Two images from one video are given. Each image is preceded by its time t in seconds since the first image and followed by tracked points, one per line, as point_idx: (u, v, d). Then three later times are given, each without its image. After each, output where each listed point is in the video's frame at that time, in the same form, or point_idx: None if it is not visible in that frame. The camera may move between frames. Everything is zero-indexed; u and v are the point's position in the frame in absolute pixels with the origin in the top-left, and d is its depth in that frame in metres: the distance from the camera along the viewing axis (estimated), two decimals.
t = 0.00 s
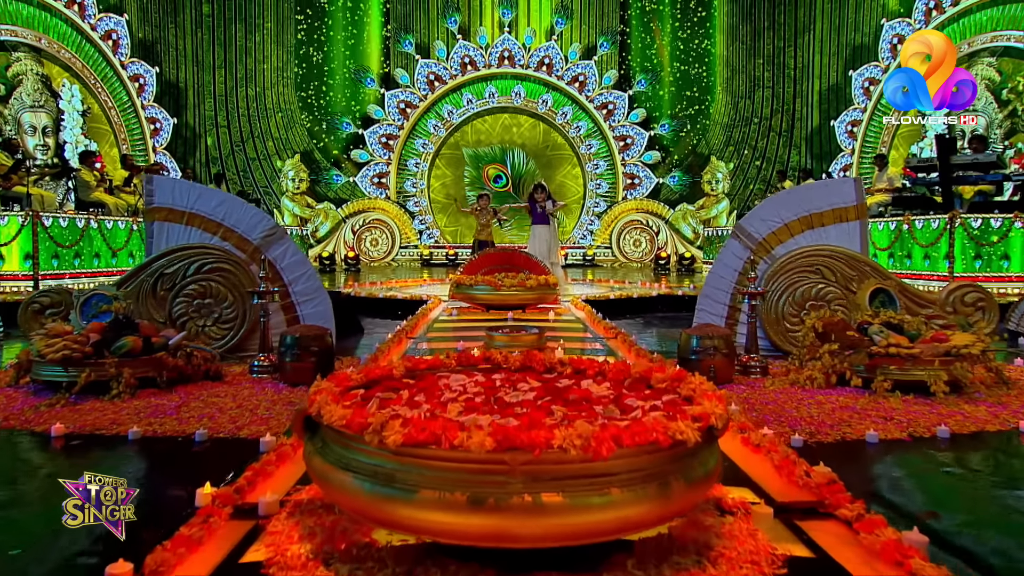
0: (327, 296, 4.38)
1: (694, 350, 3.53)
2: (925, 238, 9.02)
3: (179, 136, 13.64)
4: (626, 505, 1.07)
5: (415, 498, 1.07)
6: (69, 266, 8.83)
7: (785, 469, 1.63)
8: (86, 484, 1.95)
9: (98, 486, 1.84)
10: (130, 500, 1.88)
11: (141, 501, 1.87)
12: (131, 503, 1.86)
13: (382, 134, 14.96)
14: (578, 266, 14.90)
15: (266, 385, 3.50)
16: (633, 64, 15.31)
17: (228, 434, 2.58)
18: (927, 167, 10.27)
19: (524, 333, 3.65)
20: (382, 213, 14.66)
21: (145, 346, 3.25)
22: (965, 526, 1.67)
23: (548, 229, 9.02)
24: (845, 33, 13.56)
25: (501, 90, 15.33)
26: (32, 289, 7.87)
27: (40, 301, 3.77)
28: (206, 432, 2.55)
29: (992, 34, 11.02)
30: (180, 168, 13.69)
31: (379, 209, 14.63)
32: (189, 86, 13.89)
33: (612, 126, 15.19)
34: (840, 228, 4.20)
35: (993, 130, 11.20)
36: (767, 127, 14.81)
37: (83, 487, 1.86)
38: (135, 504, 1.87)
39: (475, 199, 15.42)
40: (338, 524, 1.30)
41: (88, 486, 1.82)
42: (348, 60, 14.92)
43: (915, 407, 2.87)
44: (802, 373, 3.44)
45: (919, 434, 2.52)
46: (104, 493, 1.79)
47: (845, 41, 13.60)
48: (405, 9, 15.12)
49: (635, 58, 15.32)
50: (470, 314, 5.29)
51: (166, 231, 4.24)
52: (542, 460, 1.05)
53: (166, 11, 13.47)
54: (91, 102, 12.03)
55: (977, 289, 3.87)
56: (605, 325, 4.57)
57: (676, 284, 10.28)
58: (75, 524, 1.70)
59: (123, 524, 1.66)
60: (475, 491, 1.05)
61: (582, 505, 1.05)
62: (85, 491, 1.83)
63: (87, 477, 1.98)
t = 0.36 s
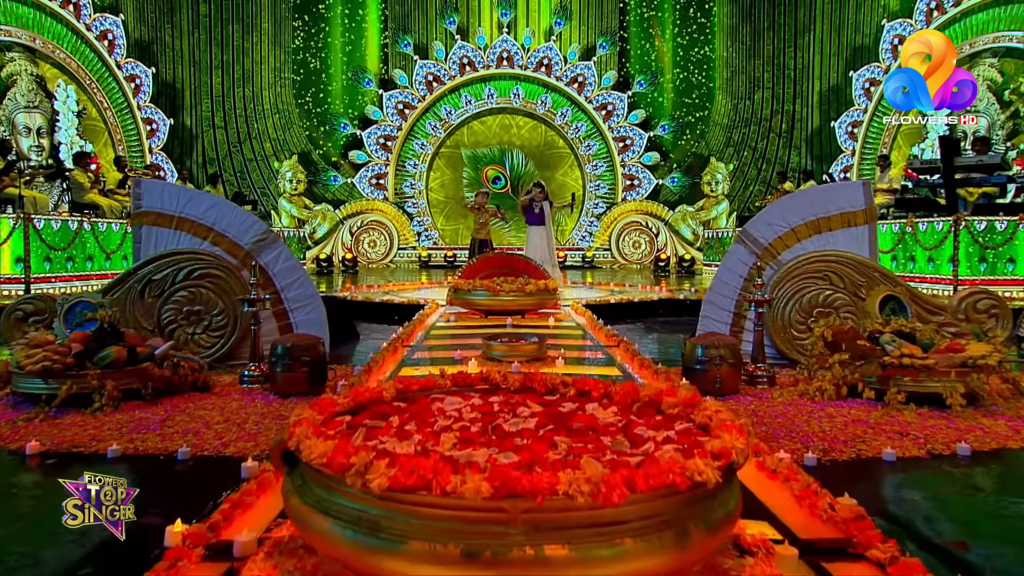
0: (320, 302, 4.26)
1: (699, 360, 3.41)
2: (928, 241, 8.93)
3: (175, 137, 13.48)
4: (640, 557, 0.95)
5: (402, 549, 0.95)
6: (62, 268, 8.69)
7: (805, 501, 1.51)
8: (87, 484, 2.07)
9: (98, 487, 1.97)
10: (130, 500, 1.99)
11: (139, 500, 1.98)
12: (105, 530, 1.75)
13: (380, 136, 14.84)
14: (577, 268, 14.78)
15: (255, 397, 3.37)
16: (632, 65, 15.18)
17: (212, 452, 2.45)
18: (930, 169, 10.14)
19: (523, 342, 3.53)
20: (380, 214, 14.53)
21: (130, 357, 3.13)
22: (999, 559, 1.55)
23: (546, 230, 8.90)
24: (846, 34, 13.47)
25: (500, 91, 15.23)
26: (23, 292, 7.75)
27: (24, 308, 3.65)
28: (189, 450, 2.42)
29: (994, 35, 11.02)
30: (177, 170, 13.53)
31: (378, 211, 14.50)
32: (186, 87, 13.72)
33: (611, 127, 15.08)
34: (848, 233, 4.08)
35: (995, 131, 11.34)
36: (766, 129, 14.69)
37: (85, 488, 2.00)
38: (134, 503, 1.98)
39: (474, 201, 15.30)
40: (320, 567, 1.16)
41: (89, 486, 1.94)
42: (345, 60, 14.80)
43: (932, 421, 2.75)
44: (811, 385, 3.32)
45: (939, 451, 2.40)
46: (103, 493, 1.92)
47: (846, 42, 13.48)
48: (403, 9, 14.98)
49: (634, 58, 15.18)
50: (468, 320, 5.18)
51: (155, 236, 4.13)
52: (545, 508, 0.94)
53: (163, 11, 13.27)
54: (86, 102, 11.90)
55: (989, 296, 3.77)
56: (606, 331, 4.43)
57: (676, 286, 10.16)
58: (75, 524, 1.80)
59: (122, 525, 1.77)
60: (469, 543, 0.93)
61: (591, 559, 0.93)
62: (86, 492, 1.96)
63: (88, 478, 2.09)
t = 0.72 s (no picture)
0: (313, 308, 4.14)
1: (705, 370, 3.29)
2: (931, 243, 8.82)
3: (171, 137, 13.31)
4: None
5: None
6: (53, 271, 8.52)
7: (829, 538, 1.38)
8: (87, 484, 2.05)
9: (99, 488, 1.95)
10: (129, 500, 2.01)
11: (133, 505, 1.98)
12: (76, 559, 1.63)
13: (378, 136, 14.72)
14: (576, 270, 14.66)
15: (245, 408, 3.24)
16: (631, 66, 15.07)
17: (195, 470, 2.32)
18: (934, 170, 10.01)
19: (522, 351, 3.41)
20: (378, 215, 14.40)
21: (113, 367, 3.01)
22: None
23: (545, 233, 8.78)
24: (846, 35, 13.33)
25: (499, 92, 15.11)
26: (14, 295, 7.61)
27: (6, 315, 3.53)
28: (171, 469, 2.30)
29: (997, 35, 10.86)
30: (174, 171, 13.36)
31: (375, 212, 14.42)
32: (183, 87, 13.55)
33: (610, 128, 14.96)
34: (856, 237, 3.97)
35: (997, 132, 11.22)
36: (766, 130, 14.59)
37: (84, 488, 1.97)
38: (134, 504, 2.01)
39: (473, 202, 15.20)
40: None
41: (89, 487, 1.93)
42: (343, 60, 14.69)
43: (949, 436, 2.64)
44: (820, 396, 3.22)
45: (960, 470, 2.27)
46: (103, 494, 1.91)
47: (845, 43, 13.35)
48: (401, 9, 14.85)
49: (634, 59, 15.06)
50: (466, 325, 5.05)
51: (143, 240, 4.00)
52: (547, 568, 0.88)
53: (159, 10, 13.09)
54: (82, 102, 11.68)
55: (1003, 302, 3.64)
56: (607, 338, 4.30)
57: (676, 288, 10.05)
58: (76, 524, 1.84)
59: (122, 526, 1.81)
60: None
61: None
62: (85, 492, 1.94)
63: (87, 478, 2.08)
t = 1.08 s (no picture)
0: (307, 314, 4.02)
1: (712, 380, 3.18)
2: (937, 245, 8.70)
3: (168, 138, 13.14)
4: None
5: None
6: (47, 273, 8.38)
7: None
8: (86, 485, 2.09)
9: (98, 489, 2.02)
10: (129, 500, 2.07)
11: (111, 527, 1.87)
12: None
13: (377, 137, 14.58)
14: (576, 272, 14.54)
15: (233, 420, 3.12)
16: (631, 67, 14.92)
17: (176, 490, 2.19)
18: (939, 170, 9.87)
19: (522, 360, 3.29)
20: (376, 216, 14.37)
21: (95, 378, 2.88)
22: None
23: (546, 235, 8.64)
24: (847, 35, 13.24)
25: (497, 92, 14.98)
26: (6, 299, 7.47)
27: None
28: (150, 489, 2.16)
29: (1000, 35, 10.74)
30: (170, 171, 13.18)
31: (374, 213, 14.37)
32: (180, 87, 13.39)
33: (609, 128, 14.84)
34: (867, 241, 3.85)
35: (1000, 133, 11.00)
36: (767, 130, 14.48)
37: (84, 489, 2.04)
38: (134, 504, 2.06)
39: (472, 202, 15.08)
40: None
41: (89, 487, 2.00)
42: (342, 61, 14.57)
43: (969, 452, 2.52)
44: (831, 407, 3.11)
45: (985, 490, 2.15)
46: (103, 493, 2.00)
47: (846, 43, 13.26)
48: (399, 9, 14.72)
49: (633, 59, 14.92)
50: (464, 330, 4.94)
51: (130, 244, 3.85)
52: None
53: (156, 10, 12.92)
54: (77, 102, 11.53)
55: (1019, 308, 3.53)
56: (609, 344, 4.18)
57: (677, 290, 9.94)
58: (75, 524, 1.91)
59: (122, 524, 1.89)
60: None
61: None
62: (85, 492, 2.00)
63: (87, 479, 2.12)
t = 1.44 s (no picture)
0: (299, 320, 3.89)
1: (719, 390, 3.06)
2: (941, 248, 8.58)
3: (165, 138, 12.98)
4: None
5: None
6: (39, 276, 8.24)
7: None
8: (85, 484, 2.04)
9: (98, 487, 1.99)
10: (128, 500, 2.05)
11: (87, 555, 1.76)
12: None
13: (375, 137, 14.46)
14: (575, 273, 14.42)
15: (220, 432, 2.99)
16: (631, 66, 14.77)
17: (156, 512, 2.06)
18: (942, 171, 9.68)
19: (522, 369, 3.17)
20: (374, 218, 14.28)
21: (76, 389, 2.76)
22: None
23: (548, 237, 8.51)
24: (847, 35, 13.16)
25: (496, 92, 14.86)
26: None
27: None
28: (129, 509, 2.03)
29: (1002, 35, 10.66)
30: (167, 172, 13.02)
31: (372, 214, 14.29)
32: (177, 87, 13.23)
33: (609, 129, 14.70)
34: (878, 245, 3.73)
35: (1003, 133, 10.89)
36: (767, 131, 14.36)
37: (84, 487, 2.00)
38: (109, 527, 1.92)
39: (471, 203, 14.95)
40: None
41: (88, 487, 1.97)
42: (339, 61, 14.44)
43: (992, 468, 2.40)
44: (842, 419, 3.00)
45: (1014, 511, 2.03)
46: (103, 493, 1.98)
47: (847, 43, 13.16)
48: (397, 8, 14.58)
49: (633, 59, 14.78)
50: (462, 335, 4.81)
51: (117, 247, 3.72)
52: None
53: (152, 9, 12.74)
54: (72, 102, 11.36)
55: None
56: (612, 350, 4.06)
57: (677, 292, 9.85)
58: (77, 525, 1.93)
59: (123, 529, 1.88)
60: None
61: None
62: (85, 492, 1.97)
63: (86, 477, 2.08)
